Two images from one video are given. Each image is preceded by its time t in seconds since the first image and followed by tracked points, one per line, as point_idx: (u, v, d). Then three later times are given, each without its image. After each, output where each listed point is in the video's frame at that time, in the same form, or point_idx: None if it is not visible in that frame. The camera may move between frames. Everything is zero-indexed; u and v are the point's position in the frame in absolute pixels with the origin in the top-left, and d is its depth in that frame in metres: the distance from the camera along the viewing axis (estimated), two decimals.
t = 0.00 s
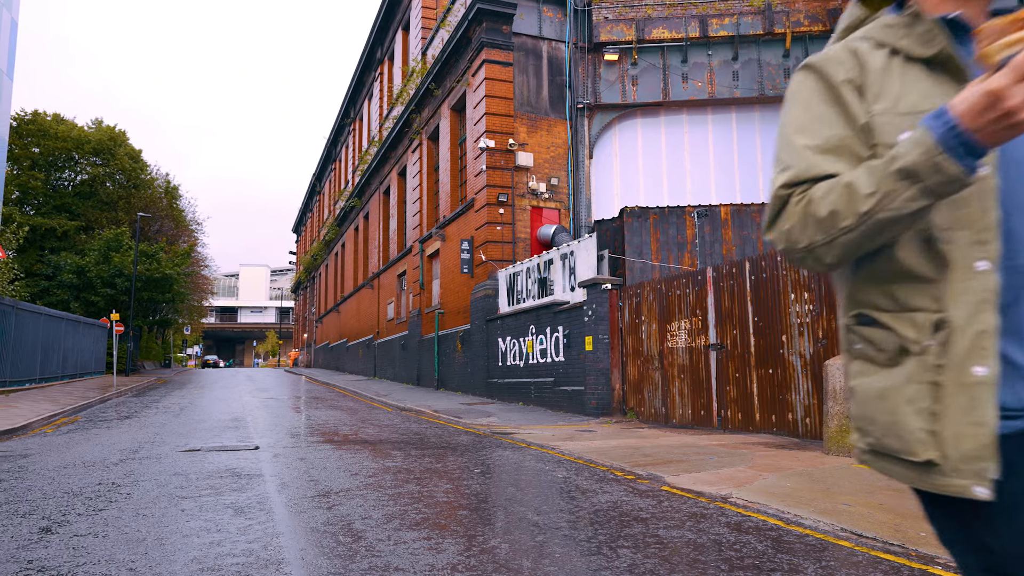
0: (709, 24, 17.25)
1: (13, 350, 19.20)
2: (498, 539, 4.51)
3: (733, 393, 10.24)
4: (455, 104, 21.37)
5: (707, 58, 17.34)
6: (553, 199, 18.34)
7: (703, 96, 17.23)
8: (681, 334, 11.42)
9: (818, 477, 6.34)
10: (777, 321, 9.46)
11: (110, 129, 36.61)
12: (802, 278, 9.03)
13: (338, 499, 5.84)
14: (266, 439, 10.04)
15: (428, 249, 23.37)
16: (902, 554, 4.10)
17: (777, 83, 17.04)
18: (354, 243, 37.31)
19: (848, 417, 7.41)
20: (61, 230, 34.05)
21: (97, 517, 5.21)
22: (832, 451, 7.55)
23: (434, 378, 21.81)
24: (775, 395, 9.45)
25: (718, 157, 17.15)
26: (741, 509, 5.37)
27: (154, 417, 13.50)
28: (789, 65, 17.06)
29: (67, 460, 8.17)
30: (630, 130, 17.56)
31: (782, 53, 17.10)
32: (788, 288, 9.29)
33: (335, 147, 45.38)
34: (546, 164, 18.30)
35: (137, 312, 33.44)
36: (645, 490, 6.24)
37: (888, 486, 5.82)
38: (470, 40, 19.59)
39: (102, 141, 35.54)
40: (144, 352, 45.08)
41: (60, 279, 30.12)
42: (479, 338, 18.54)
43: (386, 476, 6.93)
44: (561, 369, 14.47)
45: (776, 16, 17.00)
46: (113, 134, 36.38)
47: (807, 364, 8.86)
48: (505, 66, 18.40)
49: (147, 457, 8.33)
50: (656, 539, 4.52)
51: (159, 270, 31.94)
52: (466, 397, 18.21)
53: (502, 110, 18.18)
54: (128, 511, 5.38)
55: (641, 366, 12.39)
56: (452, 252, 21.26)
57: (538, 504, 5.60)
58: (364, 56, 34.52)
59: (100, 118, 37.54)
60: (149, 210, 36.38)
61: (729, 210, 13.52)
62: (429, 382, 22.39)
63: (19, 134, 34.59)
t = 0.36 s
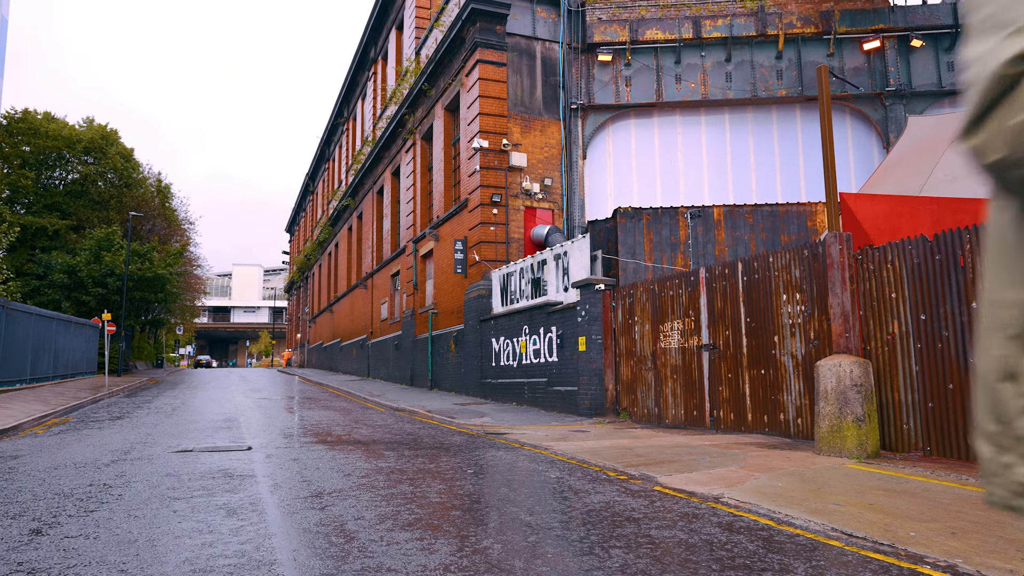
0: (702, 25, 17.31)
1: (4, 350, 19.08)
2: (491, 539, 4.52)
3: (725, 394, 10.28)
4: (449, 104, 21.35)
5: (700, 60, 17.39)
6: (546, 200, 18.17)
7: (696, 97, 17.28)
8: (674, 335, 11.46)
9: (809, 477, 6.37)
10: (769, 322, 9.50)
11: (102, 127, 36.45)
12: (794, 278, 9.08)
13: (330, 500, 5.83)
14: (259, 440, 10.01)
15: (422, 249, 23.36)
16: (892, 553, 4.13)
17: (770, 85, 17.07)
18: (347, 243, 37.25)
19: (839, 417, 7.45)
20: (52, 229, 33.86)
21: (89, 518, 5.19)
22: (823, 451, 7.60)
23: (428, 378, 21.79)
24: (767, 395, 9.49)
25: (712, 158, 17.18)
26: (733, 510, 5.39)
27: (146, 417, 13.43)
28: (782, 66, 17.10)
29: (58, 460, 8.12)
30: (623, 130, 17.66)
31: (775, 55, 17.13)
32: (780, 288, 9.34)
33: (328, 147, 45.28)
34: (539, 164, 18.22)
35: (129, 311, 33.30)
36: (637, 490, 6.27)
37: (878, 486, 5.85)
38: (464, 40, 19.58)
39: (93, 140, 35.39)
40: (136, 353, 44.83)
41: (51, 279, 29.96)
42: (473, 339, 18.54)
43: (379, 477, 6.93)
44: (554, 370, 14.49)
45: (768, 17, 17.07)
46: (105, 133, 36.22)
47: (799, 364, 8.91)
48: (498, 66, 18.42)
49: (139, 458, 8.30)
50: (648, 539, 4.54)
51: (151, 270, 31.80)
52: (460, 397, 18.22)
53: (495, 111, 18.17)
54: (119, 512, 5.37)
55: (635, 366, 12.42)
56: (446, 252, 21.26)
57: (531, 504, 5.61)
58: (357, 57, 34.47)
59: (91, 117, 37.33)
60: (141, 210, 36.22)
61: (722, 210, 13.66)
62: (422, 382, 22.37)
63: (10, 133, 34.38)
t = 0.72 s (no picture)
0: (696, 26, 17.35)
1: None
2: (483, 540, 4.53)
3: (718, 394, 10.33)
4: (443, 104, 21.33)
5: (694, 61, 17.44)
6: (539, 200, 18.26)
7: (689, 98, 17.32)
8: (667, 335, 11.50)
9: (801, 477, 6.40)
10: (761, 322, 9.55)
11: (94, 126, 36.21)
12: (786, 279, 9.13)
13: (323, 501, 5.82)
14: (251, 440, 9.98)
15: (416, 249, 23.35)
16: (881, 553, 4.16)
17: (763, 86, 17.12)
18: (341, 242, 37.20)
19: (831, 418, 7.49)
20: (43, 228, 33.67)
21: (80, 519, 5.18)
22: (815, 452, 7.64)
23: (421, 378, 21.77)
24: (759, 395, 9.53)
25: (705, 158, 17.22)
26: (725, 510, 5.41)
27: (138, 418, 13.37)
28: (775, 68, 17.16)
29: (50, 462, 8.08)
30: (617, 130, 17.69)
31: (768, 56, 17.20)
32: (772, 289, 9.38)
33: (322, 147, 45.21)
34: (533, 164, 18.24)
35: (121, 311, 33.12)
36: (630, 490, 6.30)
37: (868, 486, 5.89)
38: (457, 40, 19.57)
39: (85, 139, 35.15)
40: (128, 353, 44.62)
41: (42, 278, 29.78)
42: (466, 339, 18.54)
43: (372, 477, 6.92)
44: (548, 370, 14.50)
45: (761, 19, 17.14)
46: (97, 131, 36.00)
47: (790, 365, 8.96)
48: (492, 67, 18.45)
49: (131, 458, 8.27)
50: (640, 539, 4.55)
51: (143, 269, 31.63)
52: (453, 398, 18.22)
53: (489, 111, 18.19)
54: (111, 514, 5.35)
55: (628, 366, 12.45)
56: (439, 252, 21.25)
57: (523, 505, 5.63)
58: (350, 56, 34.45)
59: (83, 115, 37.11)
60: (133, 209, 36.04)
61: (715, 211, 13.66)
62: (416, 382, 22.36)
63: None
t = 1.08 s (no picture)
0: (689, 27, 17.41)
1: None
2: (476, 541, 4.54)
3: (711, 394, 10.38)
4: (437, 104, 21.31)
5: (687, 62, 17.51)
6: (533, 201, 18.23)
7: (683, 99, 17.37)
8: (660, 335, 11.54)
9: (793, 478, 6.42)
10: (754, 323, 9.59)
11: (86, 124, 35.98)
12: (779, 280, 9.17)
13: (316, 502, 5.81)
14: (244, 441, 9.95)
15: (410, 249, 23.33)
16: (872, 553, 4.18)
17: (756, 87, 17.18)
18: (335, 242, 37.13)
19: (822, 418, 7.53)
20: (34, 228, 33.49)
21: (71, 521, 5.15)
22: (807, 452, 7.68)
23: (415, 379, 21.76)
24: (752, 396, 9.58)
25: (698, 159, 17.26)
26: (717, 510, 5.42)
27: (131, 418, 13.31)
28: (768, 69, 17.23)
29: (42, 462, 8.03)
30: (611, 131, 17.74)
31: (761, 57, 17.26)
32: (765, 290, 9.42)
33: (315, 146, 45.11)
34: (527, 164, 18.24)
35: (113, 311, 32.94)
36: (623, 490, 6.33)
37: (859, 486, 5.93)
38: (452, 40, 19.57)
39: (77, 138, 34.92)
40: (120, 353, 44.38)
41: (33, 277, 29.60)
42: (460, 339, 18.53)
43: (365, 478, 6.91)
44: (542, 370, 14.51)
45: (755, 20, 17.19)
46: (89, 130, 35.76)
47: (783, 365, 9.00)
48: (486, 67, 18.42)
49: (124, 459, 8.23)
50: (633, 539, 4.57)
51: (135, 269, 31.46)
52: (447, 398, 18.23)
53: (483, 111, 18.18)
54: (103, 515, 5.32)
55: (621, 367, 12.47)
56: (434, 252, 21.24)
57: (517, 505, 5.63)
58: (344, 56, 34.41)
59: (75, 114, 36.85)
60: (125, 208, 35.88)
61: (708, 212, 13.70)
62: (409, 383, 22.35)
63: None
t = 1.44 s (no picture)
0: (683, 28, 17.45)
1: None
2: (470, 541, 4.55)
3: (704, 394, 10.41)
4: (431, 104, 21.30)
5: (682, 62, 17.55)
6: (527, 201, 18.30)
7: (677, 100, 17.42)
8: (654, 336, 11.57)
9: (785, 478, 6.46)
10: (747, 324, 9.63)
11: (78, 123, 35.81)
12: (772, 280, 9.20)
13: (309, 502, 5.81)
14: (237, 441, 9.93)
15: (404, 249, 23.31)
16: (863, 553, 4.21)
17: (750, 88, 17.23)
18: (328, 241, 37.05)
19: (815, 418, 7.56)
20: (26, 226, 33.32)
21: (64, 522, 5.14)
22: (800, 452, 7.71)
23: (408, 379, 21.74)
24: (745, 396, 9.61)
25: (692, 160, 17.31)
26: (710, 510, 5.45)
27: (123, 418, 13.24)
28: (761, 70, 17.28)
29: (33, 463, 7.99)
30: (605, 131, 17.76)
31: (755, 58, 17.33)
32: (758, 290, 9.46)
33: (309, 146, 45.02)
34: (521, 164, 18.27)
35: (106, 310, 32.80)
36: (616, 490, 6.35)
37: (851, 486, 5.96)
38: (446, 40, 19.57)
39: (69, 137, 34.74)
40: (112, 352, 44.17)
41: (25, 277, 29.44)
42: (454, 339, 18.52)
43: (359, 479, 6.90)
44: (535, 370, 14.54)
45: (748, 21, 17.26)
46: (81, 129, 35.58)
47: (776, 366, 9.04)
48: (480, 67, 18.45)
49: (116, 459, 8.19)
50: (626, 539, 4.59)
51: (128, 268, 31.34)
52: (440, 398, 18.23)
53: (477, 111, 18.20)
54: (95, 516, 5.31)
55: (615, 367, 12.49)
56: (427, 252, 21.23)
57: (510, 505, 5.65)
58: (339, 55, 34.34)
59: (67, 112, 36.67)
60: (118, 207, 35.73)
61: (702, 213, 13.73)
62: (403, 383, 22.33)
63: None
